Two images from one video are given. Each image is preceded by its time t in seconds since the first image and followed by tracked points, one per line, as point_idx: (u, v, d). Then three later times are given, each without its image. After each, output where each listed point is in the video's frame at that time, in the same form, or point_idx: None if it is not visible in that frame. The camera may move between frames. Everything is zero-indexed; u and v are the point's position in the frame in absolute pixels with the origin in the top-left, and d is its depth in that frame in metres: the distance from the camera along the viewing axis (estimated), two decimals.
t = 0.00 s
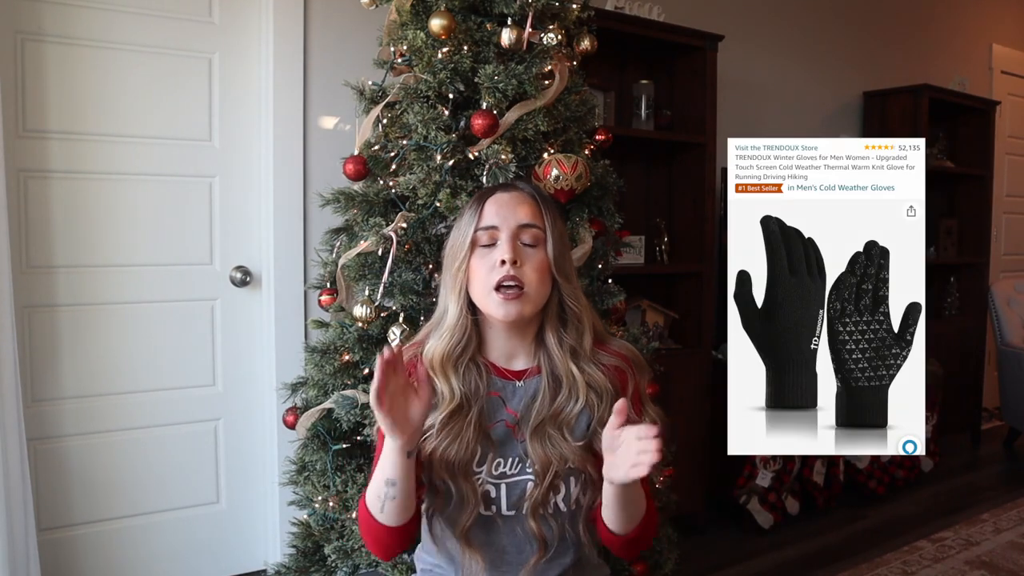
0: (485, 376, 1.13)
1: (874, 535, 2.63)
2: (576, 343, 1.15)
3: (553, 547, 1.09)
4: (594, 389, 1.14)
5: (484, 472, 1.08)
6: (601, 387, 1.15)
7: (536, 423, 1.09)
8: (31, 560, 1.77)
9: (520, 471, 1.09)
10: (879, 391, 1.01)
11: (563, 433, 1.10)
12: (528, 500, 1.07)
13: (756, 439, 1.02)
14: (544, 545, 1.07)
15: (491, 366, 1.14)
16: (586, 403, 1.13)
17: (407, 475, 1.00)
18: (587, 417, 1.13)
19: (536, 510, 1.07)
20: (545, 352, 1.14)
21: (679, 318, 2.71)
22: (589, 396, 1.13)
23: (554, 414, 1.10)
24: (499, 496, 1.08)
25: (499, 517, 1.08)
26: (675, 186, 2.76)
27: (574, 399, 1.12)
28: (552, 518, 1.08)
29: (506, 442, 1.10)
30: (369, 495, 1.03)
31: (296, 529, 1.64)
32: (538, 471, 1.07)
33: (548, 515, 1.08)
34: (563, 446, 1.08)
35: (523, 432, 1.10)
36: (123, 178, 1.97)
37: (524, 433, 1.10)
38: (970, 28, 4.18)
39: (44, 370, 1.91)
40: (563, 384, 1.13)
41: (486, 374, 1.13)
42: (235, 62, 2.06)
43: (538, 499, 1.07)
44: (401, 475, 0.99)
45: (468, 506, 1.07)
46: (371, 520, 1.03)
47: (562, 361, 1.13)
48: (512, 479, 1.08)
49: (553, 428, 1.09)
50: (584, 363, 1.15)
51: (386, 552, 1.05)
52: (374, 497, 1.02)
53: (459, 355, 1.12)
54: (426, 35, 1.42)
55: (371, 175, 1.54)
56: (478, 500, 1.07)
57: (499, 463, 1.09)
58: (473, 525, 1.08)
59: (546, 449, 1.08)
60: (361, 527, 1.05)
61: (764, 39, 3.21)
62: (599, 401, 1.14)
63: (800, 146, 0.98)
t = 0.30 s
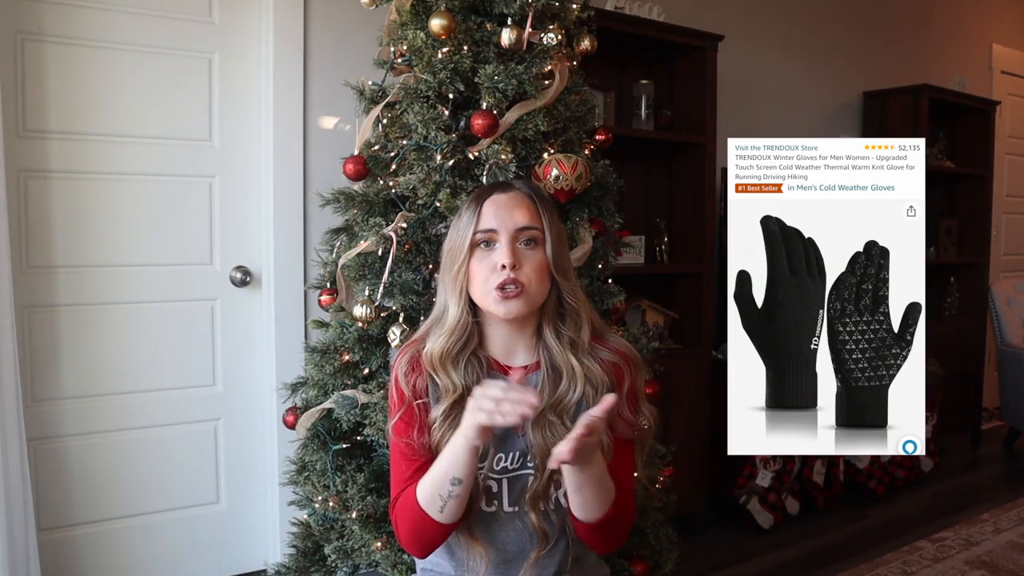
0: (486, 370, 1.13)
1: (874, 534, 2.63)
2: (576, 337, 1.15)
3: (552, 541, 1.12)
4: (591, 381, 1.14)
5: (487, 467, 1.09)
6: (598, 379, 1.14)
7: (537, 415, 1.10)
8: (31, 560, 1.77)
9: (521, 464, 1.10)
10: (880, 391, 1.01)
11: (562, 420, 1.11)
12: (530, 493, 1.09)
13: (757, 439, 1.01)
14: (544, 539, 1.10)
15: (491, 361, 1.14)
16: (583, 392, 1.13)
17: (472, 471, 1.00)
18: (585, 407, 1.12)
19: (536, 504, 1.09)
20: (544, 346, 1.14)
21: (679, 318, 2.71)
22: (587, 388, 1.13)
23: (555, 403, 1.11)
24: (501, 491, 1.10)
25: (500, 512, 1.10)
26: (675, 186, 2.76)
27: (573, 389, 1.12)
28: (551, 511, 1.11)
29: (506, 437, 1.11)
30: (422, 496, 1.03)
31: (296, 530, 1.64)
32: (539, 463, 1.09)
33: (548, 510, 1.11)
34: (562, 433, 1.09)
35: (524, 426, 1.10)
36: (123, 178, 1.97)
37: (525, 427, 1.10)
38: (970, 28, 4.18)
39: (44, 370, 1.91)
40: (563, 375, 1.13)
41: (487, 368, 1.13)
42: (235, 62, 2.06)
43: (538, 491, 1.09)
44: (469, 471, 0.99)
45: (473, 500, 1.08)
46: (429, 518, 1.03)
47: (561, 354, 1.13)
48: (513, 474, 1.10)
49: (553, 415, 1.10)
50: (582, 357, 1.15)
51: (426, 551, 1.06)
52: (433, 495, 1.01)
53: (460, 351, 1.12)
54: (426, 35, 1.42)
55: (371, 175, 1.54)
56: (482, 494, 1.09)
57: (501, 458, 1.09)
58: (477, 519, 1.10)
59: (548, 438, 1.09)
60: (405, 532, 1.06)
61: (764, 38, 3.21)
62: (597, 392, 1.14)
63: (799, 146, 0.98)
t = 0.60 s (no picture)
0: (489, 369, 1.13)
1: (873, 534, 2.63)
2: (578, 336, 1.15)
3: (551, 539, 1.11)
4: (593, 381, 1.13)
5: (489, 465, 1.10)
6: (600, 380, 1.14)
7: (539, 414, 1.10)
8: (31, 560, 1.77)
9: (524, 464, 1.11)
10: (879, 391, 1.01)
11: (563, 419, 1.11)
12: (530, 492, 1.10)
13: (756, 439, 1.02)
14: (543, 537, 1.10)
15: (495, 360, 1.14)
16: (585, 392, 1.12)
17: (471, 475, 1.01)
18: (585, 408, 1.13)
19: (536, 502, 1.10)
20: (548, 346, 1.14)
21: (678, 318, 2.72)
22: (588, 387, 1.13)
23: (557, 402, 1.12)
24: (503, 490, 1.10)
25: (503, 510, 1.11)
26: (675, 186, 2.76)
27: (575, 386, 1.12)
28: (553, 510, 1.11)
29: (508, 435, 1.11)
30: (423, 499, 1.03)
31: (296, 529, 1.64)
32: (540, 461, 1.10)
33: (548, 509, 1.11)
34: (562, 431, 1.10)
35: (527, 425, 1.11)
36: (122, 178, 1.97)
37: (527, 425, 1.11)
38: (970, 28, 4.18)
39: (44, 370, 1.91)
40: (565, 374, 1.13)
41: (491, 367, 1.13)
42: (234, 62, 2.06)
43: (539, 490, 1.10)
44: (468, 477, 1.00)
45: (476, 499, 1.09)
46: (430, 520, 1.03)
47: (565, 354, 1.13)
48: (516, 472, 1.10)
49: (554, 414, 1.11)
50: (585, 357, 1.15)
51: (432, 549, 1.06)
52: (434, 499, 1.02)
53: (464, 351, 1.12)
54: (426, 35, 1.42)
55: (371, 175, 1.54)
56: (484, 492, 1.09)
57: (503, 457, 1.10)
58: (479, 516, 1.10)
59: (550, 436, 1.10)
60: (409, 532, 1.06)
61: (764, 38, 3.21)
62: (597, 392, 1.13)
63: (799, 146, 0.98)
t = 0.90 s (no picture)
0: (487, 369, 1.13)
1: (873, 535, 2.63)
2: (576, 336, 1.15)
3: (552, 536, 1.11)
4: (591, 380, 1.14)
5: (485, 463, 1.10)
6: (598, 379, 1.14)
7: (536, 412, 1.10)
8: (31, 560, 1.77)
9: (521, 462, 1.11)
10: (880, 391, 1.01)
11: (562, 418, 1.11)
12: (527, 491, 1.09)
13: (756, 439, 1.02)
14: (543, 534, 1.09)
15: (493, 360, 1.14)
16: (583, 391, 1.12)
17: (451, 470, 1.02)
18: (585, 406, 1.12)
19: (535, 500, 1.09)
20: (546, 346, 1.14)
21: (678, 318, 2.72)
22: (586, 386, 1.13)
23: (555, 401, 1.11)
24: (500, 488, 1.11)
25: (500, 508, 1.11)
26: (675, 186, 2.76)
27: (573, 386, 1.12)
28: (551, 507, 1.10)
29: (507, 433, 1.12)
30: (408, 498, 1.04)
31: (296, 529, 1.64)
32: (537, 459, 1.10)
33: (548, 506, 1.11)
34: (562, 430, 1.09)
35: (525, 424, 1.11)
36: (122, 178, 1.97)
37: (525, 423, 1.11)
38: (970, 28, 4.18)
39: (44, 370, 1.91)
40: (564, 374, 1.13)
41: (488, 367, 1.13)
42: (234, 62, 2.06)
43: (536, 488, 1.09)
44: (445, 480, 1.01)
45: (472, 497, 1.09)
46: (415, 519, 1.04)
47: (563, 354, 1.13)
48: (513, 471, 1.11)
49: (552, 413, 1.10)
50: (583, 356, 1.15)
51: (427, 544, 1.06)
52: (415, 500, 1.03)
53: (462, 351, 1.12)
54: (426, 35, 1.42)
55: (371, 175, 1.54)
56: (480, 489, 1.10)
57: (500, 455, 1.11)
58: (477, 514, 1.10)
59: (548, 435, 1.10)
60: (402, 528, 1.06)
61: (764, 38, 3.21)
62: (595, 392, 1.13)
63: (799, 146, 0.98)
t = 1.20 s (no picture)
0: (489, 367, 1.13)
1: (873, 535, 2.63)
2: (578, 333, 1.15)
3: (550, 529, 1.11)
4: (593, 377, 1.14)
5: (485, 458, 1.10)
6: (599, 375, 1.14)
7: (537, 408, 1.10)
8: (31, 560, 1.77)
9: (521, 457, 1.10)
10: (879, 391, 1.01)
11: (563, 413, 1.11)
12: (527, 484, 1.09)
13: (756, 439, 1.02)
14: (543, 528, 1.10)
15: (494, 358, 1.14)
16: (583, 386, 1.12)
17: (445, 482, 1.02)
18: (584, 401, 1.12)
19: (533, 493, 1.09)
20: (548, 344, 1.14)
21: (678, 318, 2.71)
22: (587, 382, 1.13)
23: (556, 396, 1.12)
24: (499, 483, 1.10)
25: (499, 503, 1.11)
26: (675, 186, 2.76)
27: (573, 380, 1.12)
28: (550, 502, 1.11)
29: (506, 429, 1.11)
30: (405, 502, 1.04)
31: (296, 529, 1.64)
32: (536, 454, 1.09)
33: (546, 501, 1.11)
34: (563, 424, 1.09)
35: (525, 419, 1.11)
36: (122, 178, 1.97)
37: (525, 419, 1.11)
38: (970, 28, 4.18)
39: (44, 370, 1.91)
40: (564, 370, 1.13)
41: (491, 365, 1.13)
42: (234, 62, 2.06)
43: (535, 481, 1.09)
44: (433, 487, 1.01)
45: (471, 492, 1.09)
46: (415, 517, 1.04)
47: (565, 350, 1.13)
48: (513, 465, 1.10)
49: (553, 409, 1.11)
50: (584, 352, 1.15)
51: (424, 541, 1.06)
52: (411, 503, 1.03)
53: (464, 350, 1.12)
54: (426, 35, 1.42)
55: (371, 175, 1.54)
56: (479, 484, 1.10)
57: (499, 450, 1.10)
58: (477, 510, 1.11)
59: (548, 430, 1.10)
60: (401, 527, 1.06)
61: (764, 38, 3.21)
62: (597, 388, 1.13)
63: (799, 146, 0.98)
